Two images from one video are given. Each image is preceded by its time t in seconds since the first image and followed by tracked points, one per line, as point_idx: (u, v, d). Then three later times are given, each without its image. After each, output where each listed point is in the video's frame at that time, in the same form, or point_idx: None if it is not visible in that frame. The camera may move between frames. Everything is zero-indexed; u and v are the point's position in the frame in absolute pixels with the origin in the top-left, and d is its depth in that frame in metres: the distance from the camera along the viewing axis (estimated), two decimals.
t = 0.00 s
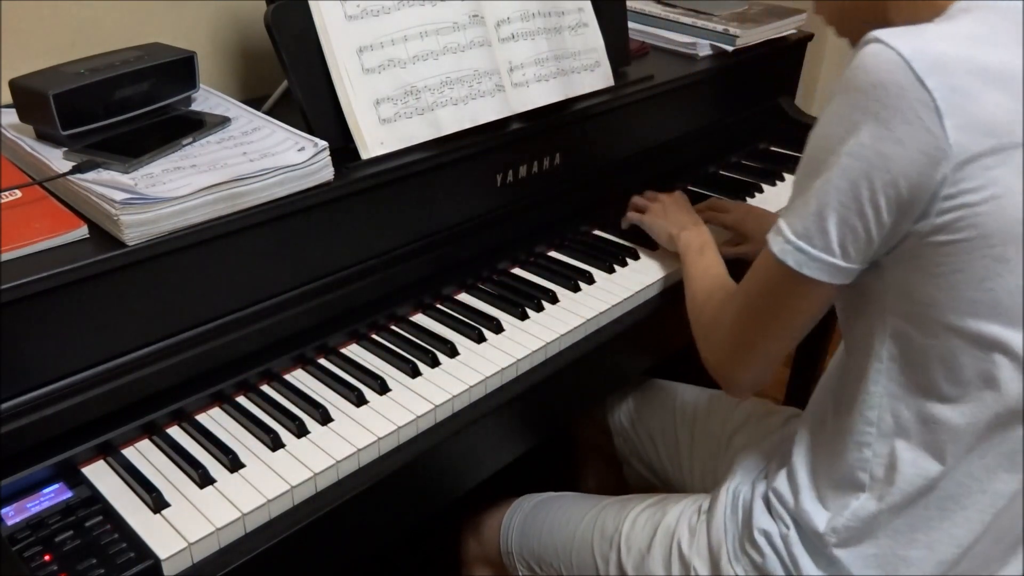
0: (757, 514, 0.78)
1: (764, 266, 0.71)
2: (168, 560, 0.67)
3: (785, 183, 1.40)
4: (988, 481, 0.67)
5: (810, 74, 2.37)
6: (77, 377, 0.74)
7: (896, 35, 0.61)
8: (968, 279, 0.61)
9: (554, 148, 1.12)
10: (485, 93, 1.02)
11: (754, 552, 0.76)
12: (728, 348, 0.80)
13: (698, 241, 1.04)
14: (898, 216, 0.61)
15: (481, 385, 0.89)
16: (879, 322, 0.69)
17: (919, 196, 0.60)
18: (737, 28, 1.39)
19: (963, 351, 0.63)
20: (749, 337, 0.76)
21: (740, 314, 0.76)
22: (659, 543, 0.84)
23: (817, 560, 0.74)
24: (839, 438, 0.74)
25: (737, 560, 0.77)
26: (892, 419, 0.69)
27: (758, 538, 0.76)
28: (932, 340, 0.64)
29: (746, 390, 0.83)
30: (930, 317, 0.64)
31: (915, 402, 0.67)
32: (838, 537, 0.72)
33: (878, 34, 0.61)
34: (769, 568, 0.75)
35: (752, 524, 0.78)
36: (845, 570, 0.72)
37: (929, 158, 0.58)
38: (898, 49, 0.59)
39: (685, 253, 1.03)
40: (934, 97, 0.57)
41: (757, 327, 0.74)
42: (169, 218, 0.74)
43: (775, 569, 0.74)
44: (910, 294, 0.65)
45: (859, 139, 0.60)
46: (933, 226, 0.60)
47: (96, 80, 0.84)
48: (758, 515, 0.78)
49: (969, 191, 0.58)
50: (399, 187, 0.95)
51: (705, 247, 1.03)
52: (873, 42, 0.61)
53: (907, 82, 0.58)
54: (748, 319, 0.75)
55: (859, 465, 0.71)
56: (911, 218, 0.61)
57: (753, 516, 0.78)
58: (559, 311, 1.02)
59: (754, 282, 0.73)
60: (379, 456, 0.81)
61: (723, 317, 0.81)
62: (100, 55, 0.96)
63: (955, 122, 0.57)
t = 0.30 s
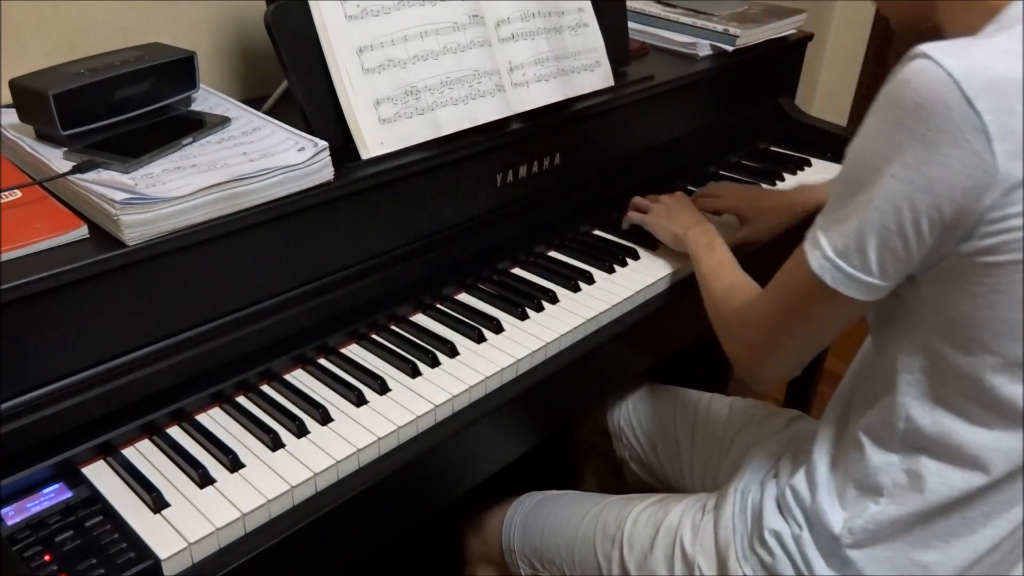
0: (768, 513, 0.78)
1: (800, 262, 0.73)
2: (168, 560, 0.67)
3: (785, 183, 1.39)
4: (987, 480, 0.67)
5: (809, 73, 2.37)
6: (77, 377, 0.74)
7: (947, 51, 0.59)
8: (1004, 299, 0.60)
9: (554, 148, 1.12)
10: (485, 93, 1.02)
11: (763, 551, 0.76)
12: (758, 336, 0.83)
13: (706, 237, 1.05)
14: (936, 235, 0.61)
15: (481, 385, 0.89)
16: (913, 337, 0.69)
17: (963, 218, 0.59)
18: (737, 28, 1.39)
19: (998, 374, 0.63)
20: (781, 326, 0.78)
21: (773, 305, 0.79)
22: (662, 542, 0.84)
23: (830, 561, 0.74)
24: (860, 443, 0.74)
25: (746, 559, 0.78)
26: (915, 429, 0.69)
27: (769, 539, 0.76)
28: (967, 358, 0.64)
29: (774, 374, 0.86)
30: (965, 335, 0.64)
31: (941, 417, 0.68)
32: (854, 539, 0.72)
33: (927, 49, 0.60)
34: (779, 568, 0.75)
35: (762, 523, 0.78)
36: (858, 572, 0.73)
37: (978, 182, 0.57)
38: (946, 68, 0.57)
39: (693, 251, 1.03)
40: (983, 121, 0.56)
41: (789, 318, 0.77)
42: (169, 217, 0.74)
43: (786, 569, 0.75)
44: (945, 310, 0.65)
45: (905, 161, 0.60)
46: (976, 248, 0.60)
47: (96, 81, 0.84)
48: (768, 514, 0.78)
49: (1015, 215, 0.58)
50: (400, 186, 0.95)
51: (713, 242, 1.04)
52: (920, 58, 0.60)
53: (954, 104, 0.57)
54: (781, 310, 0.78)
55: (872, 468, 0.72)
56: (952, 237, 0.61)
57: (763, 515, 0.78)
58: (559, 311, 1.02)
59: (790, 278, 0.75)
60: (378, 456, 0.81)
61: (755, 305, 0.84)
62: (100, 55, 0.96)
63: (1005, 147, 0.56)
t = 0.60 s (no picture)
0: (773, 515, 0.78)
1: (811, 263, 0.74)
2: (168, 560, 0.67)
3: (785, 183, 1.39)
4: (989, 483, 0.67)
5: (810, 73, 2.37)
6: (77, 376, 0.74)
7: (954, 63, 0.60)
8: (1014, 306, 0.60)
9: (554, 148, 1.12)
10: (485, 93, 1.02)
11: (768, 553, 0.76)
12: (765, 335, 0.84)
13: (715, 240, 1.05)
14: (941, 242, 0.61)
15: (481, 385, 0.89)
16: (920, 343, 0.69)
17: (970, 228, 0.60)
18: (737, 28, 1.39)
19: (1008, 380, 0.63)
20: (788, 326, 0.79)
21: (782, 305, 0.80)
22: (663, 543, 0.84)
23: (834, 562, 0.74)
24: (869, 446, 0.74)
25: (750, 561, 0.78)
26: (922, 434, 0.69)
27: (774, 541, 0.76)
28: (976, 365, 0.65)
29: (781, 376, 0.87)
30: (974, 342, 0.64)
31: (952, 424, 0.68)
32: (860, 542, 0.72)
33: (936, 60, 0.60)
34: (783, 569, 0.75)
35: (767, 524, 0.78)
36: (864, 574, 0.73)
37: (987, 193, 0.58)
38: (954, 79, 0.58)
39: (702, 252, 1.04)
40: (991, 133, 0.57)
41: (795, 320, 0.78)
42: (169, 217, 0.74)
43: (790, 572, 0.75)
44: (952, 316, 0.65)
45: (915, 173, 0.60)
46: (983, 257, 0.61)
47: (96, 81, 0.84)
48: (773, 515, 0.78)
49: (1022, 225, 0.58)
50: (400, 186, 0.95)
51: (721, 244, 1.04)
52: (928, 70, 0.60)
53: (962, 116, 0.57)
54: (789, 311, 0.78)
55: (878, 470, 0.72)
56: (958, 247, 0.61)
57: (768, 517, 0.78)
58: (559, 311, 1.02)
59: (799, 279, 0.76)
60: (379, 456, 0.81)
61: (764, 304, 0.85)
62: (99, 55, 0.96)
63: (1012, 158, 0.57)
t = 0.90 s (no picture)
0: (773, 513, 0.78)
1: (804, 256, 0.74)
2: (168, 560, 0.67)
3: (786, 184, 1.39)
4: (986, 479, 0.67)
5: (810, 73, 2.37)
6: (77, 377, 0.74)
7: (943, 56, 0.60)
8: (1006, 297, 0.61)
9: (554, 149, 1.12)
10: (485, 93, 1.02)
11: (768, 551, 0.76)
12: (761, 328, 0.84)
13: (720, 237, 1.06)
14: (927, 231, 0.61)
15: (481, 385, 0.89)
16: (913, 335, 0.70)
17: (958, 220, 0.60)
18: (738, 28, 1.39)
19: (1002, 373, 0.63)
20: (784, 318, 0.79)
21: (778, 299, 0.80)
22: (663, 541, 0.84)
23: (834, 562, 0.75)
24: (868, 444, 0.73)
25: (750, 557, 0.78)
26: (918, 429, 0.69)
27: (773, 538, 0.76)
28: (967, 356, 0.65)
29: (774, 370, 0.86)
30: (967, 335, 0.64)
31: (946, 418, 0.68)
32: (859, 540, 0.73)
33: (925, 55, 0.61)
34: (783, 566, 0.75)
35: (768, 522, 0.78)
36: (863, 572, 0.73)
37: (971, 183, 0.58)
38: (943, 73, 0.58)
39: (706, 249, 1.04)
40: (979, 125, 0.57)
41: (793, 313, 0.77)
42: (169, 217, 0.74)
43: (790, 568, 0.75)
44: (949, 313, 0.65)
45: (902, 163, 0.61)
46: (974, 248, 0.61)
47: (96, 81, 0.84)
48: (773, 513, 0.78)
49: (1009, 217, 0.58)
50: (400, 186, 0.95)
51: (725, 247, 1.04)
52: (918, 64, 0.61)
53: (950, 108, 0.58)
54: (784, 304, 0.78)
55: (877, 467, 0.72)
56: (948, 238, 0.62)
57: (769, 514, 0.78)
58: (559, 311, 1.02)
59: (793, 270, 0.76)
60: (378, 456, 0.81)
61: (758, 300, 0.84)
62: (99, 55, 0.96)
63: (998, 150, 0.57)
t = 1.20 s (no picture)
0: (771, 513, 0.78)
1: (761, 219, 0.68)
2: (168, 560, 0.67)
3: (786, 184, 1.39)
4: (984, 477, 0.67)
5: (810, 72, 2.37)
6: (77, 377, 0.74)
7: (955, 44, 0.59)
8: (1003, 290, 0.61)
9: (555, 149, 1.13)
10: (485, 93, 1.02)
11: (766, 551, 0.76)
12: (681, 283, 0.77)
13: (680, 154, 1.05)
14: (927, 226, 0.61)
15: (481, 385, 0.89)
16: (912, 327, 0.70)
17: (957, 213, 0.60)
18: (737, 28, 1.39)
19: (1001, 368, 0.63)
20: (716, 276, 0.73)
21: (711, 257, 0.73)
22: (663, 541, 0.84)
23: (833, 561, 0.75)
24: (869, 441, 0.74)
25: (748, 557, 0.77)
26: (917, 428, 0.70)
27: (772, 538, 0.76)
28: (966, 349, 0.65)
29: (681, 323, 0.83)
30: (966, 329, 0.64)
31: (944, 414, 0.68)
32: (857, 540, 0.73)
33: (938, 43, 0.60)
34: (782, 566, 0.75)
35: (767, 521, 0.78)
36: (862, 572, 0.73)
37: (973, 175, 0.58)
38: (955, 61, 0.58)
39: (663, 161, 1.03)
40: (988, 116, 0.57)
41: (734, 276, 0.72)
42: (169, 218, 0.74)
43: (789, 569, 0.75)
44: (948, 308, 0.65)
45: (905, 144, 0.58)
46: (972, 241, 0.61)
47: (97, 81, 0.84)
48: (772, 512, 0.78)
49: (1007, 209, 0.59)
50: (400, 186, 0.95)
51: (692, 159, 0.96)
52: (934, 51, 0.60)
53: (961, 96, 0.57)
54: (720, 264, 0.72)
55: (875, 467, 0.72)
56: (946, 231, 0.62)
57: (767, 514, 0.78)
58: (558, 311, 1.03)
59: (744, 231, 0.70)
60: (378, 456, 0.81)
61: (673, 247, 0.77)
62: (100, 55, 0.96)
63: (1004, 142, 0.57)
